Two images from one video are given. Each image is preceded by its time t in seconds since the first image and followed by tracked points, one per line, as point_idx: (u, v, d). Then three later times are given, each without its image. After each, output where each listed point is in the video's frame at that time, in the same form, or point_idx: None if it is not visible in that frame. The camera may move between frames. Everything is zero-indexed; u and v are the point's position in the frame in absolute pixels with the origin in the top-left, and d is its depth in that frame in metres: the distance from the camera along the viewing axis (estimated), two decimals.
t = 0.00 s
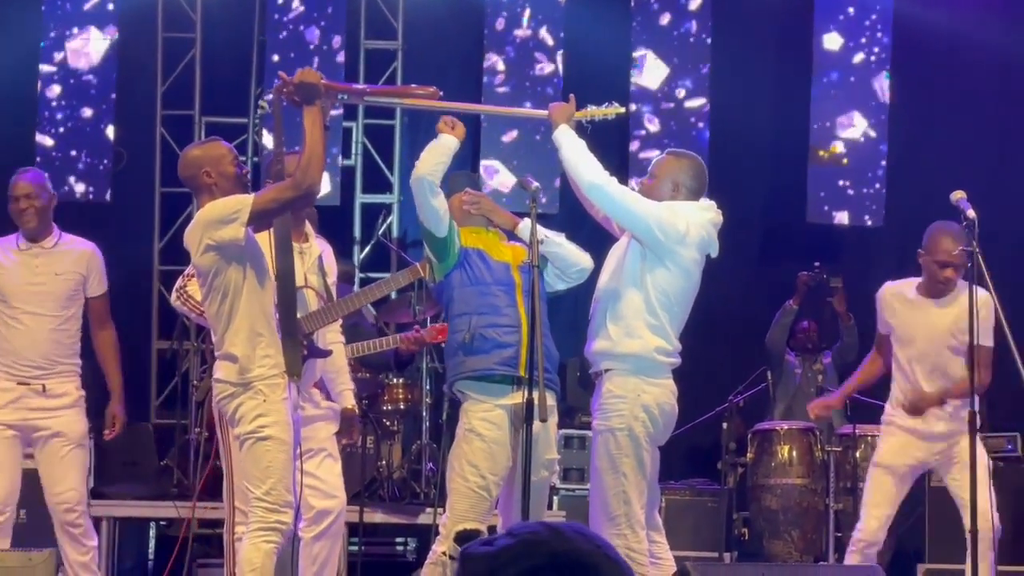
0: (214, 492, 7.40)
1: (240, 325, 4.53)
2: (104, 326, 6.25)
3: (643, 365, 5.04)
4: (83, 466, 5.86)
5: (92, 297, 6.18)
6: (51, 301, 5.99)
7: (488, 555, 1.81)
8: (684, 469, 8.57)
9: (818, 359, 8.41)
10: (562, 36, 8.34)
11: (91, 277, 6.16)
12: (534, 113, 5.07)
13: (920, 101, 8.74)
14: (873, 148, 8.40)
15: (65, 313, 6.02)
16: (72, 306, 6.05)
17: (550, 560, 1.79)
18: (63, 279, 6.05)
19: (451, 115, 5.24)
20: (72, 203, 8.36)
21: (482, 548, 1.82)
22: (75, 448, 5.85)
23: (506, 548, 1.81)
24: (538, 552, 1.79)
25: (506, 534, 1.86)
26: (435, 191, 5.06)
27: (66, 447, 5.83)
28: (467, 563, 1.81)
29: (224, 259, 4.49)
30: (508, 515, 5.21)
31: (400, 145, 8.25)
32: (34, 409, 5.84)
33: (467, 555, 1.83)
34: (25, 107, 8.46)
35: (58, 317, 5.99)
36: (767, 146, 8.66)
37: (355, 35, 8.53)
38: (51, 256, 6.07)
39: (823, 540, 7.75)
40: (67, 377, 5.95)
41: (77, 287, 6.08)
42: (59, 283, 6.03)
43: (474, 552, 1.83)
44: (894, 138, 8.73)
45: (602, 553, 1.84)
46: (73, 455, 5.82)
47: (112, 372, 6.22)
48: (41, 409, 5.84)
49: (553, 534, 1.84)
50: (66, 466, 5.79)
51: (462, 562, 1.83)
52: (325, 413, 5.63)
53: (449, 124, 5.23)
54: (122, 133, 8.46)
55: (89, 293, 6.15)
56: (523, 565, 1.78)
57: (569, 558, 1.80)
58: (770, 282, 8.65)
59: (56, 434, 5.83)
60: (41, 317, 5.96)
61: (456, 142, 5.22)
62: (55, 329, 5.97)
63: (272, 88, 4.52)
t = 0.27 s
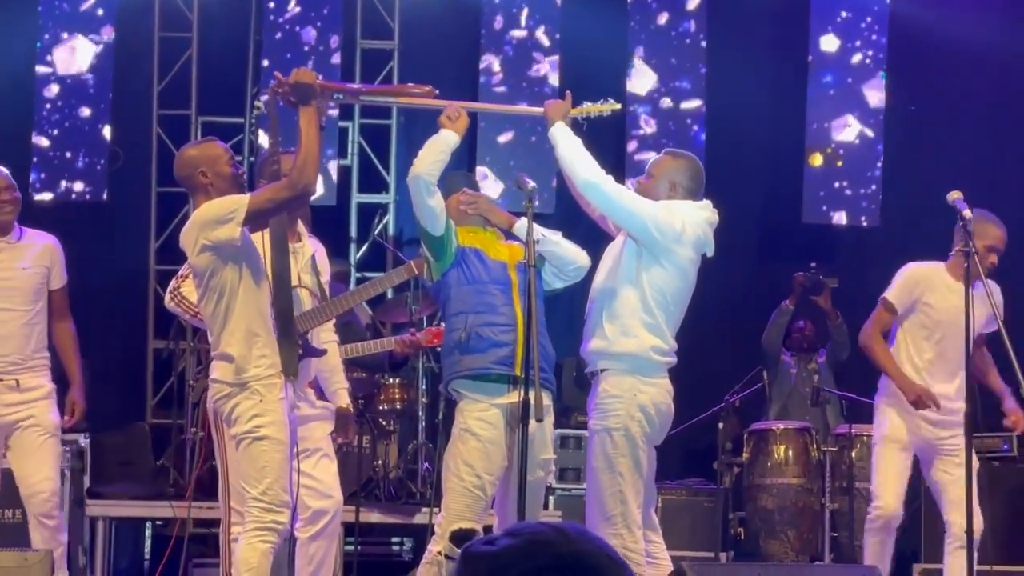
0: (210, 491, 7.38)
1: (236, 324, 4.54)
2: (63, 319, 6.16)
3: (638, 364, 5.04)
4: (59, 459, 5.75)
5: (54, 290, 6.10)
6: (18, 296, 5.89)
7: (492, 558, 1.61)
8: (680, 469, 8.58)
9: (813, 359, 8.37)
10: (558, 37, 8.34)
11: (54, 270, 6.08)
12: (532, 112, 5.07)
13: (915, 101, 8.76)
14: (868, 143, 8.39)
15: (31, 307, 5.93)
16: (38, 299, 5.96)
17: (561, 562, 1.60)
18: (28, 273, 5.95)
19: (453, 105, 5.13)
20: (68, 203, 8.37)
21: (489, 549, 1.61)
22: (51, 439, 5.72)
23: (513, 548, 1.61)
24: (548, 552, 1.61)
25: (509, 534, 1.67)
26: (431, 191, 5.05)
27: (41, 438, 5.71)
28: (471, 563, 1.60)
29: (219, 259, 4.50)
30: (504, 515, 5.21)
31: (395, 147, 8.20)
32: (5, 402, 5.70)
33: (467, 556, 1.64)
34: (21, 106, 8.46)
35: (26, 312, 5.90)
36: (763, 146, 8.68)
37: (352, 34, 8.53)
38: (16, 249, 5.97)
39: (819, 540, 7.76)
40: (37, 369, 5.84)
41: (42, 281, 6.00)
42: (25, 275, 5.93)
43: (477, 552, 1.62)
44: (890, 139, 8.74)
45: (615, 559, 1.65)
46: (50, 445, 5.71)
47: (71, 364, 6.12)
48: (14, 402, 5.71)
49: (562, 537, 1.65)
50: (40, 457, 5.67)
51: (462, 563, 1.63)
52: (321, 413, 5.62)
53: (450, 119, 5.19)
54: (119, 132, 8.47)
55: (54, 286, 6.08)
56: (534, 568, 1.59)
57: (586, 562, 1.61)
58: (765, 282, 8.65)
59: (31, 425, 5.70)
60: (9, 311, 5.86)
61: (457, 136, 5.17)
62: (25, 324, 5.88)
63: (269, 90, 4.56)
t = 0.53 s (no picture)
0: (206, 491, 7.38)
1: (233, 324, 4.53)
2: (46, 318, 6.02)
3: (634, 365, 5.04)
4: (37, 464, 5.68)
5: (38, 289, 5.96)
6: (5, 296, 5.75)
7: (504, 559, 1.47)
8: (676, 470, 8.59)
9: (809, 359, 8.35)
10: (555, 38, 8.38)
11: (38, 269, 5.94)
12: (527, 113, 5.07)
13: (913, 101, 8.75)
14: (864, 143, 8.45)
15: (17, 307, 5.78)
16: (23, 300, 5.82)
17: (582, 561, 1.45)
18: (13, 272, 5.81)
19: (439, 113, 5.26)
20: (65, 203, 8.39)
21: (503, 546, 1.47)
22: (35, 442, 5.66)
23: (525, 546, 1.47)
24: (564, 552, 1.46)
25: (522, 532, 1.51)
26: (422, 196, 5.04)
27: (24, 441, 5.64)
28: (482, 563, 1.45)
29: (217, 259, 4.49)
30: (501, 517, 5.18)
31: (394, 147, 8.25)
32: None
33: (483, 550, 1.49)
34: (18, 106, 8.46)
35: (12, 312, 5.75)
36: (760, 146, 8.68)
37: (349, 34, 8.54)
38: None
39: (816, 541, 7.76)
40: (24, 370, 5.73)
41: (25, 280, 5.84)
42: (10, 275, 5.79)
43: (489, 551, 1.47)
44: (887, 139, 8.74)
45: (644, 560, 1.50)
46: (33, 449, 5.64)
47: (55, 363, 6.03)
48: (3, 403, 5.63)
49: (580, 537, 1.49)
50: (14, 459, 5.60)
51: (470, 563, 1.47)
52: (317, 414, 5.65)
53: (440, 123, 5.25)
54: (116, 132, 8.49)
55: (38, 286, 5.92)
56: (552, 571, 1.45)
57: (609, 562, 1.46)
58: (762, 282, 8.66)
59: (18, 427, 5.63)
60: None
61: (445, 140, 5.26)
62: (11, 323, 5.73)
63: (264, 90, 4.53)
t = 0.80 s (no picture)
0: (202, 490, 7.39)
1: (229, 323, 4.52)
2: (35, 318, 5.98)
3: (630, 364, 5.02)
4: (31, 462, 5.68)
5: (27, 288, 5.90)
6: None
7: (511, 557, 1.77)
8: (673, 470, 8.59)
9: (805, 359, 8.35)
10: (552, 39, 8.41)
11: (29, 269, 5.90)
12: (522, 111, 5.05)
13: (909, 102, 8.75)
14: (862, 142, 8.50)
15: (8, 305, 5.74)
16: (13, 299, 5.77)
17: (600, 562, 1.76)
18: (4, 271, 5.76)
19: (434, 104, 5.19)
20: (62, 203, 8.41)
21: (512, 546, 1.77)
22: (28, 441, 5.66)
23: (542, 547, 1.76)
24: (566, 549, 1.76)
25: (533, 530, 1.81)
26: (424, 190, 4.99)
27: (18, 440, 5.64)
28: (500, 560, 1.76)
29: (212, 258, 4.48)
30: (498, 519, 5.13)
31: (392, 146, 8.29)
32: None
33: (507, 549, 1.78)
34: (14, 107, 8.46)
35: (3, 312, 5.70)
36: (757, 146, 8.67)
37: (346, 34, 8.55)
38: None
39: (812, 540, 7.79)
40: (15, 369, 5.70)
41: (16, 280, 5.78)
42: None
43: (502, 549, 1.77)
44: (884, 139, 8.74)
45: (646, 554, 1.80)
46: (27, 448, 5.64)
47: (44, 362, 6.00)
48: None
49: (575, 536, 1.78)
50: (10, 458, 5.61)
51: (487, 559, 1.77)
52: (312, 412, 5.66)
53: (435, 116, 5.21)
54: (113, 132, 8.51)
55: (27, 286, 5.87)
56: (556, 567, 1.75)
57: (616, 557, 1.75)
58: (759, 283, 8.66)
59: (11, 426, 5.62)
60: None
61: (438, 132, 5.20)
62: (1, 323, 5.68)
63: (260, 88, 4.54)
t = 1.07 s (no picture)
0: (200, 490, 7.39)
1: (227, 323, 4.52)
2: (31, 317, 5.99)
3: (628, 364, 5.02)
4: (26, 462, 5.68)
5: (23, 288, 5.93)
6: None
7: (542, 554, 1.92)
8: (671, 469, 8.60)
9: (803, 359, 8.39)
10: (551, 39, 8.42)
11: (25, 267, 5.90)
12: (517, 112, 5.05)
13: (908, 102, 8.75)
14: (861, 142, 8.49)
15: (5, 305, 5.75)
16: (10, 298, 5.78)
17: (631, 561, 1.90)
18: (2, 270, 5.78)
19: (450, 108, 5.23)
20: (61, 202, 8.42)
21: (542, 547, 1.91)
22: (24, 440, 5.66)
23: (576, 547, 1.91)
24: (601, 547, 1.91)
25: (563, 533, 1.94)
26: (426, 188, 4.99)
27: (13, 439, 5.64)
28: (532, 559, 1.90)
29: (211, 257, 4.48)
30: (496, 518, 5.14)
31: (389, 147, 8.28)
32: None
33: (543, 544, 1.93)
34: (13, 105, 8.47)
35: None
36: (755, 145, 8.68)
37: (345, 34, 8.55)
38: None
39: (812, 539, 7.76)
40: (11, 368, 5.69)
41: (13, 278, 5.80)
42: None
43: (532, 551, 1.92)
44: (883, 139, 8.74)
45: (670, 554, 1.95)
46: (22, 447, 5.64)
47: (40, 361, 6.01)
48: None
49: (601, 540, 1.93)
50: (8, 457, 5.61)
51: (521, 558, 1.92)
52: (309, 412, 5.67)
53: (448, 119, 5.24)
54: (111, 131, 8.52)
55: (23, 284, 5.88)
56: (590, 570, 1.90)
57: (648, 560, 1.91)
58: (758, 282, 8.67)
59: (7, 425, 5.62)
60: None
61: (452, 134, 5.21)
62: None
63: (258, 88, 4.54)
